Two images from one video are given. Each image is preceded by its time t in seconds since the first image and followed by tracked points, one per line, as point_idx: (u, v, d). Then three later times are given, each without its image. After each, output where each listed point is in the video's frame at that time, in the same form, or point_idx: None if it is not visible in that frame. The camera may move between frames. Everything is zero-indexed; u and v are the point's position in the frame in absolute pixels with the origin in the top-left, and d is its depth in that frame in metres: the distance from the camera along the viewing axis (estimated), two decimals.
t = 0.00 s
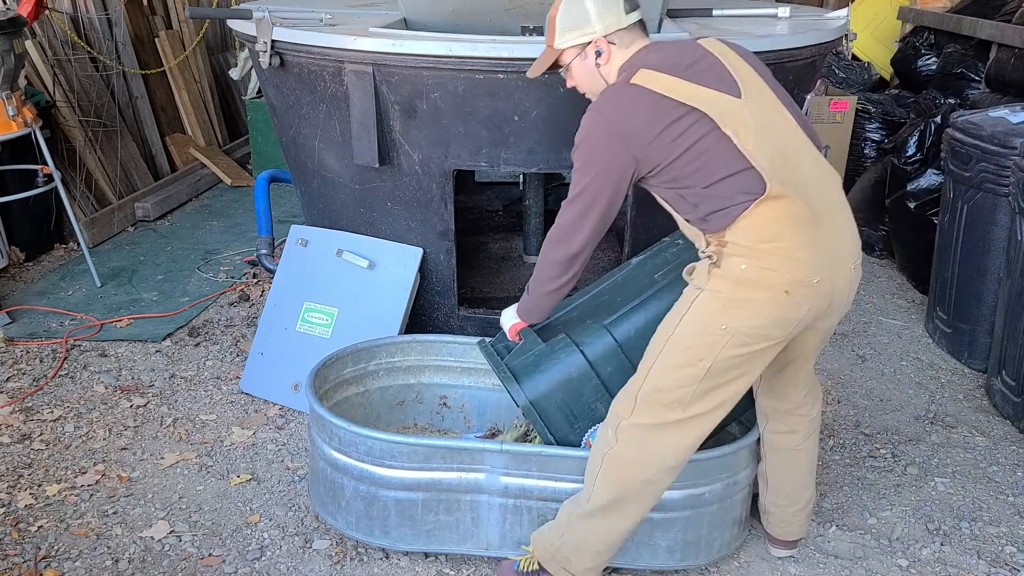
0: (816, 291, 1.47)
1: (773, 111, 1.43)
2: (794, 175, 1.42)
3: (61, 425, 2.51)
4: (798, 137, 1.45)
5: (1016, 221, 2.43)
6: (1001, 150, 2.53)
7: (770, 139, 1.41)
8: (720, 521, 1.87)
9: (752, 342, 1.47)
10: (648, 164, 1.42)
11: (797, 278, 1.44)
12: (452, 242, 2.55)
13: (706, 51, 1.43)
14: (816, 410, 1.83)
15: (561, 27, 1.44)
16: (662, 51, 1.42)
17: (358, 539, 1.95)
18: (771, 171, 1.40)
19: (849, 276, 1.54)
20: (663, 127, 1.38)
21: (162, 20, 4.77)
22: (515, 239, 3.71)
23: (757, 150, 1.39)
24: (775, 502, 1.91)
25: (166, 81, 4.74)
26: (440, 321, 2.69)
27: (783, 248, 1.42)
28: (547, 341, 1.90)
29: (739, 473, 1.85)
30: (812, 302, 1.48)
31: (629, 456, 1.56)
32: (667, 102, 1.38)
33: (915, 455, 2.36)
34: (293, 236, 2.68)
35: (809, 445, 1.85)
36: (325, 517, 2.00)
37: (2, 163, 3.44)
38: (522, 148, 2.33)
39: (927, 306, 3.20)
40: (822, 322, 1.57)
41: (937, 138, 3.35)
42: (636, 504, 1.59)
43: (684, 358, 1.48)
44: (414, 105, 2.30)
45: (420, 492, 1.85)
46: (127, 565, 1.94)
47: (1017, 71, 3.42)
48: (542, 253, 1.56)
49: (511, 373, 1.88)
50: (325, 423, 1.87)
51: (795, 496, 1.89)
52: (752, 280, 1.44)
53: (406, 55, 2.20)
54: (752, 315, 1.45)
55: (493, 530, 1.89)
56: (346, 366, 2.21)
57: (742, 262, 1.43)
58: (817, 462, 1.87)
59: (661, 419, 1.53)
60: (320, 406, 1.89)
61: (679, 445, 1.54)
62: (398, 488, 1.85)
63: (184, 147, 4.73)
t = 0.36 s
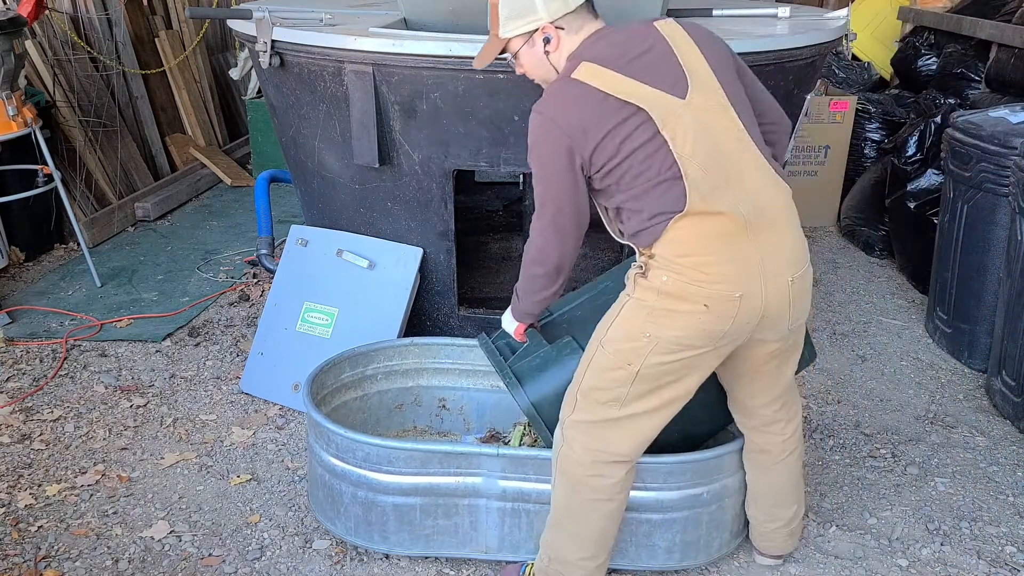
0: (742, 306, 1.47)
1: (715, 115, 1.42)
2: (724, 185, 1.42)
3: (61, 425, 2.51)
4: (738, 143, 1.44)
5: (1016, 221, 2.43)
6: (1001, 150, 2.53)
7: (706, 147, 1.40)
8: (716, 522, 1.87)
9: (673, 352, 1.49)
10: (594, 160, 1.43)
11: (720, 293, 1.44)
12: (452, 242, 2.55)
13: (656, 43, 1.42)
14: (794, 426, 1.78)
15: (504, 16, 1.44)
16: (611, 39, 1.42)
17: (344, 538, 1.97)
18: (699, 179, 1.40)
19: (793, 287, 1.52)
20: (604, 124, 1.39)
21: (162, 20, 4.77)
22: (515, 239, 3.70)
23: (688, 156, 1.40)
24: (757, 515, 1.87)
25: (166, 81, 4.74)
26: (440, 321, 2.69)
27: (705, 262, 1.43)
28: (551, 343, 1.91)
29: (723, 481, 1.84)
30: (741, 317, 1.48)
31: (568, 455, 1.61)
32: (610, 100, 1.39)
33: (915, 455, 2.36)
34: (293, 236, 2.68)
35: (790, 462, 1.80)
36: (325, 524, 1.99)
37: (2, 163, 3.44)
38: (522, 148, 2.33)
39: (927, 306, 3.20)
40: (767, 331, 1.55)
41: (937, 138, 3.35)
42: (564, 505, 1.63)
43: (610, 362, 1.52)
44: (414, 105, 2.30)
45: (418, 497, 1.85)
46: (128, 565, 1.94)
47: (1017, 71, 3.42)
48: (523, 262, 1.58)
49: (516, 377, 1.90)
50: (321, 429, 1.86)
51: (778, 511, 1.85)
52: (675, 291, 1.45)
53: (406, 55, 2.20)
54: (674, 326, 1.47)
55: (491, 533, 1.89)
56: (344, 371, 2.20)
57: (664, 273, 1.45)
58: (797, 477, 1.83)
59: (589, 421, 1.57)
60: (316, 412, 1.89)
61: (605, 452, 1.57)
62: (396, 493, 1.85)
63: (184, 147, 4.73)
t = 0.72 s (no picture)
0: (761, 294, 1.47)
1: (770, 93, 1.42)
2: (760, 166, 1.42)
3: (61, 425, 2.51)
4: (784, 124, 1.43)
5: (1016, 221, 2.43)
6: (1001, 150, 2.53)
7: (751, 125, 1.40)
8: (718, 520, 1.87)
9: (691, 335, 1.50)
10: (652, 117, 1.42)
11: (741, 277, 1.45)
12: (452, 241, 2.55)
13: (733, 13, 1.43)
14: (802, 426, 1.77)
15: None
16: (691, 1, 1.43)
17: (344, 539, 1.97)
18: (740, 155, 1.41)
19: (812, 281, 1.52)
20: (669, 80, 1.39)
21: (162, 20, 4.77)
22: (515, 239, 3.70)
23: (736, 131, 1.40)
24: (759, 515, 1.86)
25: (166, 81, 4.74)
26: (441, 321, 2.69)
27: (727, 245, 1.44)
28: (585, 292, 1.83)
29: (721, 480, 1.84)
30: (758, 304, 1.48)
31: (583, 440, 1.63)
32: (681, 58, 1.38)
33: (915, 455, 2.36)
34: (293, 236, 2.68)
35: (795, 462, 1.79)
36: (325, 525, 1.99)
37: (2, 163, 3.44)
38: (521, 148, 2.33)
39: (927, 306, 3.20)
40: (782, 326, 1.55)
41: (937, 138, 3.34)
42: (572, 485, 1.64)
43: (628, 341, 1.54)
44: (414, 105, 2.30)
45: (418, 497, 1.85)
46: (128, 565, 1.94)
47: (1018, 71, 3.42)
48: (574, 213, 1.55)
49: (541, 317, 1.83)
50: (322, 429, 1.86)
51: (779, 511, 1.84)
52: (694, 272, 1.47)
53: (406, 55, 2.20)
54: (692, 308, 1.48)
55: (492, 533, 1.89)
56: (344, 371, 2.20)
57: (686, 253, 1.47)
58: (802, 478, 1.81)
59: (606, 401, 1.59)
60: (316, 413, 1.89)
61: (619, 435, 1.58)
62: (396, 493, 1.85)
63: (184, 147, 4.73)
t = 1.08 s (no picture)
0: (763, 299, 1.46)
1: (750, 108, 1.44)
2: (750, 176, 1.43)
3: (61, 425, 2.51)
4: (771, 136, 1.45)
5: (1016, 221, 2.42)
6: (1001, 150, 2.53)
7: (736, 139, 1.42)
8: (723, 525, 1.87)
9: (695, 343, 1.49)
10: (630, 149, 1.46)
11: (740, 283, 1.44)
12: (452, 241, 2.55)
13: (706, 37, 1.45)
14: (814, 439, 1.76)
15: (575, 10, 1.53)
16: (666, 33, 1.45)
17: (346, 520, 1.98)
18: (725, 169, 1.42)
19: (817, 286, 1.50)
20: (644, 113, 1.42)
21: (162, 20, 4.77)
22: (515, 239, 3.71)
23: (716, 146, 1.42)
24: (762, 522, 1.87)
25: (166, 81, 4.74)
26: (440, 320, 2.69)
27: (725, 252, 1.44)
28: (588, 329, 1.91)
29: (730, 487, 1.84)
30: (761, 309, 1.47)
31: (591, 449, 1.63)
32: (654, 89, 1.42)
33: (915, 455, 2.36)
34: (293, 236, 2.68)
35: (801, 474, 1.79)
36: (328, 505, 2.00)
37: (3, 163, 3.44)
38: (521, 148, 2.33)
39: (927, 306, 3.20)
40: (788, 332, 1.53)
41: (937, 138, 3.34)
42: (579, 493, 1.64)
43: (633, 351, 1.54)
44: (414, 105, 2.30)
45: (425, 484, 1.85)
46: (128, 565, 1.94)
47: (1017, 71, 3.42)
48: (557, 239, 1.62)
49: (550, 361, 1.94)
50: (333, 410, 1.88)
51: (783, 520, 1.84)
52: (695, 280, 1.47)
53: (406, 55, 2.20)
54: (694, 316, 1.47)
55: (496, 525, 1.88)
56: (353, 352, 2.21)
57: (687, 261, 1.48)
58: (807, 491, 1.82)
59: (611, 411, 1.59)
60: (328, 393, 1.90)
61: (623, 442, 1.58)
62: (403, 478, 1.85)
63: (184, 147, 4.74)
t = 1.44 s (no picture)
0: (797, 305, 1.47)
1: (765, 143, 1.53)
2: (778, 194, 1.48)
3: (61, 425, 2.51)
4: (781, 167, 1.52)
5: (1016, 221, 2.42)
6: (1001, 150, 2.53)
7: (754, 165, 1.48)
8: (721, 520, 1.87)
9: (725, 350, 1.48)
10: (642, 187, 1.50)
11: (778, 291, 1.45)
12: (452, 241, 2.55)
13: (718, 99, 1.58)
14: (815, 428, 1.79)
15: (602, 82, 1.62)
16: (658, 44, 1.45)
17: (345, 532, 1.97)
18: (753, 187, 1.46)
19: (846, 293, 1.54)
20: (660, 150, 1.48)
21: (162, 20, 4.77)
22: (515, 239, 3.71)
23: (741, 169, 1.46)
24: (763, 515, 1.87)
25: (166, 81, 4.74)
26: (441, 320, 2.69)
27: (761, 259, 1.44)
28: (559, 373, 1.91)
29: (727, 480, 1.84)
30: (790, 317, 1.48)
31: (598, 440, 1.60)
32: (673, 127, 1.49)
33: (915, 455, 2.36)
34: (293, 236, 2.68)
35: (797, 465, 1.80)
36: (326, 515, 1.99)
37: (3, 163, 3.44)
38: (521, 148, 2.33)
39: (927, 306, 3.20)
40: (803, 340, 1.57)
41: (937, 138, 3.35)
42: (589, 483, 1.62)
43: (656, 354, 1.51)
44: (414, 105, 2.30)
45: (422, 493, 1.85)
46: (128, 565, 1.94)
47: (1017, 71, 3.42)
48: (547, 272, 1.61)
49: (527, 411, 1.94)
50: (327, 423, 1.87)
51: (784, 509, 1.85)
52: (727, 285, 1.45)
53: (406, 55, 2.20)
54: (725, 322, 1.46)
55: (495, 530, 1.89)
56: (347, 367, 2.20)
57: (719, 268, 1.45)
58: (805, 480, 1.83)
59: (626, 409, 1.56)
60: (322, 407, 1.89)
61: (640, 439, 1.56)
62: (400, 489, 1.85)
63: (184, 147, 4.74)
